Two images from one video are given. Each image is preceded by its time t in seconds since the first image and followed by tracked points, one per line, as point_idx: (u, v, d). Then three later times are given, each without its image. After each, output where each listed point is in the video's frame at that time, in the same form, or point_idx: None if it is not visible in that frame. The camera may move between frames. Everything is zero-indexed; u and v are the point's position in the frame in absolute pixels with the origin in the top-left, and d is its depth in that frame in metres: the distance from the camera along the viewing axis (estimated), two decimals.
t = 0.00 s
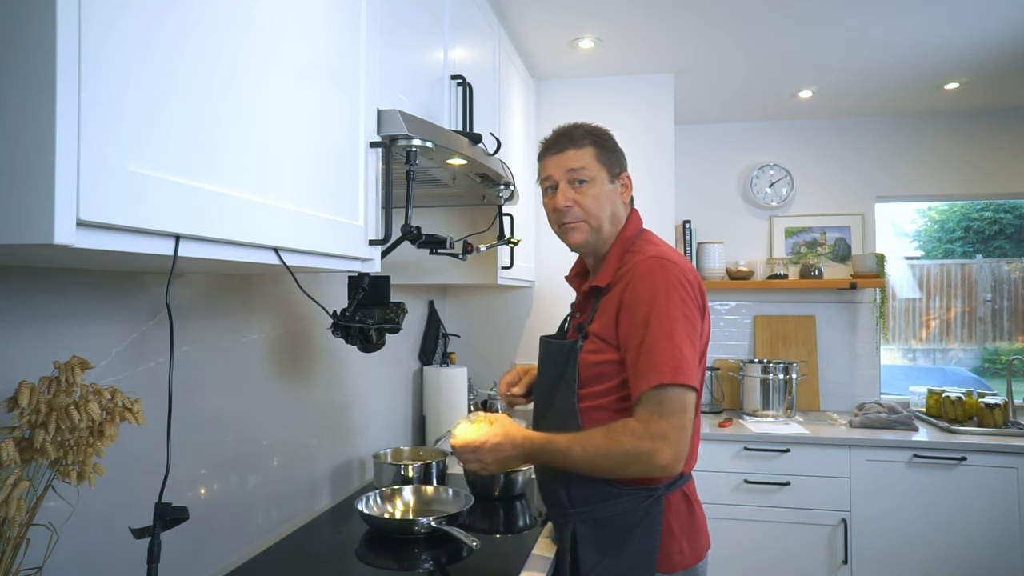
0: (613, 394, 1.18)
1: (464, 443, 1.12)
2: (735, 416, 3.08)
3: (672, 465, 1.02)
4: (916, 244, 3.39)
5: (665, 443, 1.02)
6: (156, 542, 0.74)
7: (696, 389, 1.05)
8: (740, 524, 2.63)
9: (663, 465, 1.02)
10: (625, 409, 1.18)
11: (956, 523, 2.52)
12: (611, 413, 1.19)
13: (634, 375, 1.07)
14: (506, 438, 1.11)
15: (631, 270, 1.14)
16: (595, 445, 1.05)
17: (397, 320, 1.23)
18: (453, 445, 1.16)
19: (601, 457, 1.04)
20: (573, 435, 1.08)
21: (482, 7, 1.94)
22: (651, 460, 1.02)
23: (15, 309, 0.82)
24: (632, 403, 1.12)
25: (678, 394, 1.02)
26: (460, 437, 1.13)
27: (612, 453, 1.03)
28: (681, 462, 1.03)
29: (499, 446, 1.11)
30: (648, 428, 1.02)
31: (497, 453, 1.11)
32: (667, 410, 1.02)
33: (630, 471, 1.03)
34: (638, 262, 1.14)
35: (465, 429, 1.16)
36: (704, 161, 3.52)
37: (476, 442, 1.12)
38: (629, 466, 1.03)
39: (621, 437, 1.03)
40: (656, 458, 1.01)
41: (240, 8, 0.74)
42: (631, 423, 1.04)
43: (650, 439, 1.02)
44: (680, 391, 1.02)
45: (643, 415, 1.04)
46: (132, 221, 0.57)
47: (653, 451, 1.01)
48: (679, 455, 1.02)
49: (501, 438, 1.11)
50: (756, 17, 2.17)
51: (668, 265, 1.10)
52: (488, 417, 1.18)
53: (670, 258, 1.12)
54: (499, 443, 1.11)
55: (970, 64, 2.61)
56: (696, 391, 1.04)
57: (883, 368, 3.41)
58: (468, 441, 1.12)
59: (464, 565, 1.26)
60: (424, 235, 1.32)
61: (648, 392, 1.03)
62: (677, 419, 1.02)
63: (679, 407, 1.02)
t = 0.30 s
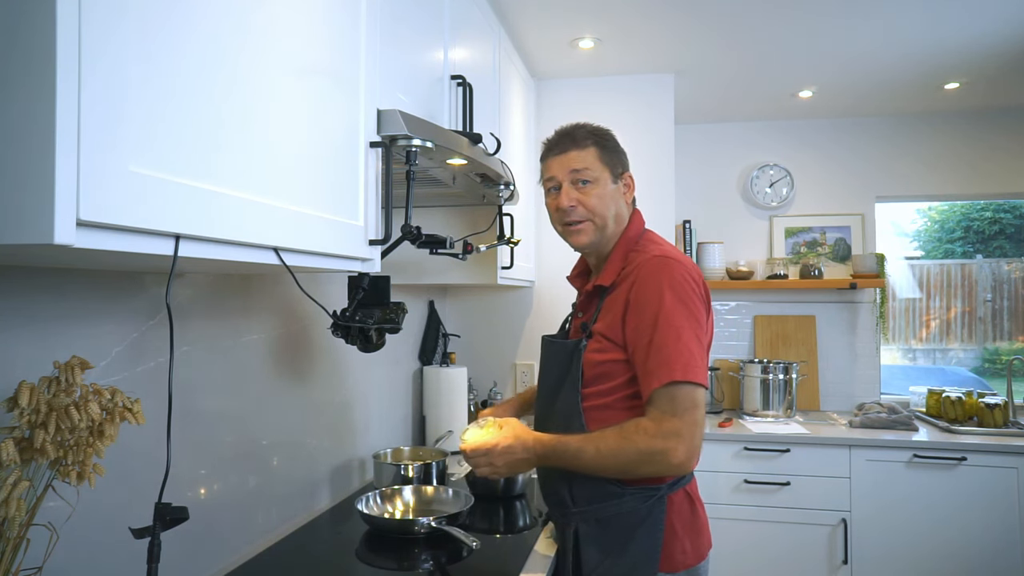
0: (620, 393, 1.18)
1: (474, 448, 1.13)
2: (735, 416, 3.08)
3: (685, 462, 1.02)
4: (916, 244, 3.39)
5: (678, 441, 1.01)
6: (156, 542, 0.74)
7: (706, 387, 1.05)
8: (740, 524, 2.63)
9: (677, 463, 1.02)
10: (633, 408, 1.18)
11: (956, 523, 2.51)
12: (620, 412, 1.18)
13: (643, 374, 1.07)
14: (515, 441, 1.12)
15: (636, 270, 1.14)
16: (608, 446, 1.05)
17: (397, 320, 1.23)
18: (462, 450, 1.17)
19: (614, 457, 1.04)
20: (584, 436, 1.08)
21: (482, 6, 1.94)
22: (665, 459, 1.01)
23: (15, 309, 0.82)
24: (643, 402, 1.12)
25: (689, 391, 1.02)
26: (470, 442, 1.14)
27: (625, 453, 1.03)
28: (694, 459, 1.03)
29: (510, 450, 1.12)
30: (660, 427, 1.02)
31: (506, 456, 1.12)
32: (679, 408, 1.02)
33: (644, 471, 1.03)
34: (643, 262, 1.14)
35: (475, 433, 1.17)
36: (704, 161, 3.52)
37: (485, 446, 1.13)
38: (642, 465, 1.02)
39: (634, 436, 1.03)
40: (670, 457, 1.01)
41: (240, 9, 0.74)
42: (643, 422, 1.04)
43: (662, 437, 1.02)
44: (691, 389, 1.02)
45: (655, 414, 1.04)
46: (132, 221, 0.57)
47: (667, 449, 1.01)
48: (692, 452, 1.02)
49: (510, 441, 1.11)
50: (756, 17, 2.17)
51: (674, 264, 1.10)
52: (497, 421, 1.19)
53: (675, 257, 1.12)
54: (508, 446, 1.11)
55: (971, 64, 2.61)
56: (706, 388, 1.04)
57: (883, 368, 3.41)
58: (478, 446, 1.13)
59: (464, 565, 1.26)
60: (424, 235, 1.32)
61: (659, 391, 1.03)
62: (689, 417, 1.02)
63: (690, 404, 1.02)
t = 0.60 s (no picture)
0: (619, 393, 1.18)
1: (471, 449, 1.13)
2: (735, 416, 3.08)
3: (685, 462, 1.02)
4: (916, 244, 3.39)
5: (678, 441, 1.01)
6: (156, 542, 0.74)
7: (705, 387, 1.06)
8: (740, 524, 2.63)
9: (677, 463, 1.02)
10: (631, 408, 1.18)
11: (956, 523, 2.52)
12: (618, 412, 1.18)
13: (642, 374, 1.07)
14: (511, 442, 1.12)
15: (634, 270, 1.14)
16: (608, 446, 1.05)
17: (397, 320, 1.23)
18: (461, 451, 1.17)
19: (614, 458, 1.04)
20: (583, 436, 1.08)
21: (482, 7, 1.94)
22: (666, 459, 1.01)
23: (15, 309, 0.82)
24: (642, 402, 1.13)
25: (688, 391, 1.02)
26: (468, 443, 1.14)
27: (625, 454, 1.03)
28: (694, 459, 1.03)
29: (509, 450, 1.12)
30: (660, 427, 1.02)
31: (503, 457, 1.12)
32: (678, 408, 1.02)
33: (644, 471, 1.03)
34: (641, 262, 1.14)
35: (473, 434, 1.17)
36: (704, 161, 3.52)
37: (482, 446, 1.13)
38: (642, 465, 1.03)
39: (634, 437, 1.03)
40: (670, 457, 1.01)
41: (241, 9, 0.74)
42: (643, 423, 1.04)
43: (662, 438, 1.02)
44: (690, 389, 1.02)
45: (655, 414, 1.04)
46: (133, 220, 0.57)
47: (667, 449, 1.01)
48: (692, 452, 1.03)
49: (507, 442, 1.12)
50: (756, 17, 2.17)
51: (671, 264, 1.11)
52: (495, 421, 1.19)
53: (673, 257, 1.13)
54: (504, 447, 1.12)
55: (970, 64, 2.61)
56: (705, 388, 1.05)
57: (883, 368, 3.41)
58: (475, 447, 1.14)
59: (463, 565, 1.26)
60: (424, 235, 1.32)
61: (658, 391, 1.03)
62: (688, 417, 1.02)
63: (689, 404, 1.02)
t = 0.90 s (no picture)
0: (613, 394, 1.18)
1: (463, 447, 1.15)
2: (735, 416, 3.08)
3: (678, 464, 1.02)
4: (916, 244, 3.39)
5: (671, 443, 1.01)
6: (156, 542, 0.74)
7: (699, 389, 1.05)
8: (740, 524, 2.63)
9: (669, 465, 1.02)
10: (625, 409, 1.18)
11: (956, 523, 2.52)
12: (612, 413, 1.19)
13: (635, 376, 1.07)
14: (502, 441, 1.13)
15: (629, 271, 1.14)
16: (600, 447, 1.05)
17: (397, 320, 1.23)
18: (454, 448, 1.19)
19: (605, 458, 1.04)
20: (575, 436, 1.08)
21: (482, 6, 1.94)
22: (658, 461, 1.02)
23: (16, 308, 0.82)
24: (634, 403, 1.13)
25: (682, 393, 1.02)
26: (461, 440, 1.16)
27: (617, 454, 1.03)
28: (687, 462, 1.03)
29: (500, 449, 1.13)
30: (652, 429, 1.02)
31: (494, 455, 1.13)
32: (671, 410, 1.02)
33: (636, 473, 1.03)
34: (636, 263, 1.14)
35: (466, 432, 1.18)
36: (704, 160, 3.52)
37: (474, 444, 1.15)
38: (634, 466, 1.03)
39: (626, 438, 1.03)
40: (662, 459, 1.01)
41: (242, 12, 0.74)
42: (635, 424, 1.04)
43: (655, 440, 1.02)
44: (683, 391, 1.02)
45: (648, 416, 1.04)
46: (133, 221, 0.57)
47: (659, 451, 1.01)
48: (684, 455, 1.03)
49: (498, 441, 1.13)
50: (755, 17, 2.17)
51: (666, 265, 1.10)
52: (489, 420, 1.20)
53: (668, 258, 1.12)
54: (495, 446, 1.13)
55: (970, 64, 2.61)
56: (698, 390, 1.04)
57: (883, 368, 3.41)
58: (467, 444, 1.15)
59: (463, 565, 1.26)
60: (424, 235, 1.32)
61: (651, 393, 1.03)
62: (681, 419, 1.02)
63: (682, 406, 1.02)
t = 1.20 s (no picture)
0: (608, 395, 1.19)
1: (455, 424, 1.14)
2: (735, 416, 3.08)
3: (666, 468, 1.03)
4: (916, 244, 3.39)
5: (659, 445, 1.02)
6: (156, 541, 0.74)
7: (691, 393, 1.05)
8: (740, 524, 2.63)
9: (657, 468, 1.02)
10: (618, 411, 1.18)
11: (955, 523, 2.52)
12: (604, 414, 1.20)
13: (627, 377, 1.08)
14: (496, 424, 1.12)
15: (624, 273, 1.14)
16: (590, 443, 1.05)
17: (397, 320, 1.23)
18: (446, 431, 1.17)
19: (593, 456, 1.05)
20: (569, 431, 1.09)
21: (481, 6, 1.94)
22: (645, 462, 1.02)
23: (15, 308, 0.82)
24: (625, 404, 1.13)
25: (671, 396, 1.02)
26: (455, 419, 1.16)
27: (606, 453, 1.04)
28: (675, 466, 1.03)
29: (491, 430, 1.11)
30: (642, 430, 1.03)
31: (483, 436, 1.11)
32: (660, 413, 1.03)
33: (623, 473, 1.04)
34: (632, 264, 1.14)
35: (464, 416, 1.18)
36: (704, 161, 3.52)
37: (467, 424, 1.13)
38: (622, 466, 1.03)
39: (616, 436, 1.04)
40: (650, 461, 1.02)
41: (243, 12, 0.74)
42: (625, 424, 1.04)
43: (643, 441, 1.02)
44: (674, 395, 1.02)
45: (637, 416, 1.04)
46: (133, 221, 0.57)
47: (647, 453, 1.02)
48: (673, 458, 1.03)
49: (493, 423, 1.12)
50: (755, 17, 2.17)
51: (661, 267, 1.10)
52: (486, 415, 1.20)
53: (665, 259, 1.12)
54: (487, 426, 1.12)
55: (970, 64, 2.61)
56: (691, 395, 1.04)
57: (883, 368, 3.41)
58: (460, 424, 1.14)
59: (463, 565, 1.26)
60: (424, 235, 1.32)
61: (642, 395, 1.03)
62: (672, 422, 1.02)
63: (673, 410, 1.03)
